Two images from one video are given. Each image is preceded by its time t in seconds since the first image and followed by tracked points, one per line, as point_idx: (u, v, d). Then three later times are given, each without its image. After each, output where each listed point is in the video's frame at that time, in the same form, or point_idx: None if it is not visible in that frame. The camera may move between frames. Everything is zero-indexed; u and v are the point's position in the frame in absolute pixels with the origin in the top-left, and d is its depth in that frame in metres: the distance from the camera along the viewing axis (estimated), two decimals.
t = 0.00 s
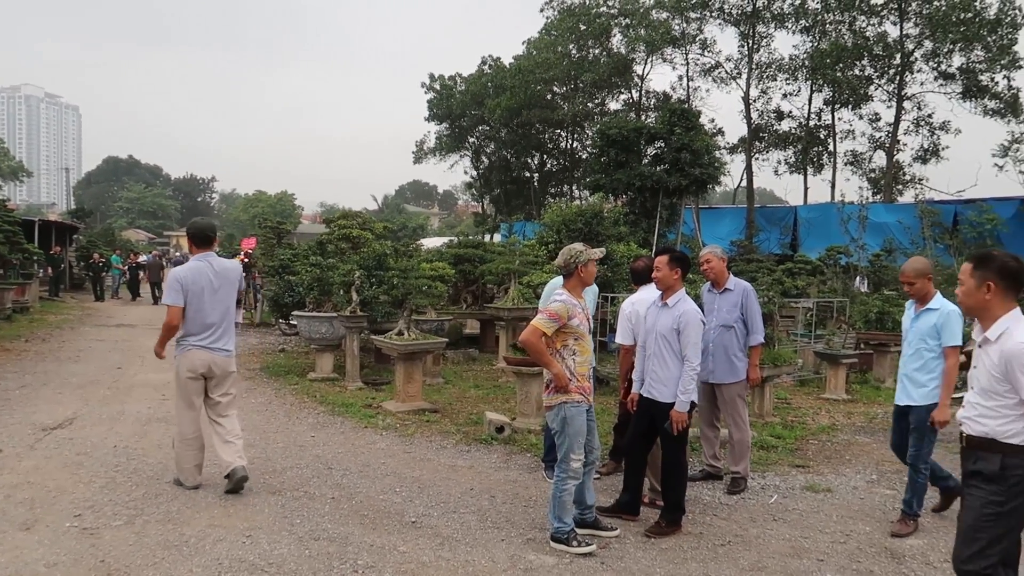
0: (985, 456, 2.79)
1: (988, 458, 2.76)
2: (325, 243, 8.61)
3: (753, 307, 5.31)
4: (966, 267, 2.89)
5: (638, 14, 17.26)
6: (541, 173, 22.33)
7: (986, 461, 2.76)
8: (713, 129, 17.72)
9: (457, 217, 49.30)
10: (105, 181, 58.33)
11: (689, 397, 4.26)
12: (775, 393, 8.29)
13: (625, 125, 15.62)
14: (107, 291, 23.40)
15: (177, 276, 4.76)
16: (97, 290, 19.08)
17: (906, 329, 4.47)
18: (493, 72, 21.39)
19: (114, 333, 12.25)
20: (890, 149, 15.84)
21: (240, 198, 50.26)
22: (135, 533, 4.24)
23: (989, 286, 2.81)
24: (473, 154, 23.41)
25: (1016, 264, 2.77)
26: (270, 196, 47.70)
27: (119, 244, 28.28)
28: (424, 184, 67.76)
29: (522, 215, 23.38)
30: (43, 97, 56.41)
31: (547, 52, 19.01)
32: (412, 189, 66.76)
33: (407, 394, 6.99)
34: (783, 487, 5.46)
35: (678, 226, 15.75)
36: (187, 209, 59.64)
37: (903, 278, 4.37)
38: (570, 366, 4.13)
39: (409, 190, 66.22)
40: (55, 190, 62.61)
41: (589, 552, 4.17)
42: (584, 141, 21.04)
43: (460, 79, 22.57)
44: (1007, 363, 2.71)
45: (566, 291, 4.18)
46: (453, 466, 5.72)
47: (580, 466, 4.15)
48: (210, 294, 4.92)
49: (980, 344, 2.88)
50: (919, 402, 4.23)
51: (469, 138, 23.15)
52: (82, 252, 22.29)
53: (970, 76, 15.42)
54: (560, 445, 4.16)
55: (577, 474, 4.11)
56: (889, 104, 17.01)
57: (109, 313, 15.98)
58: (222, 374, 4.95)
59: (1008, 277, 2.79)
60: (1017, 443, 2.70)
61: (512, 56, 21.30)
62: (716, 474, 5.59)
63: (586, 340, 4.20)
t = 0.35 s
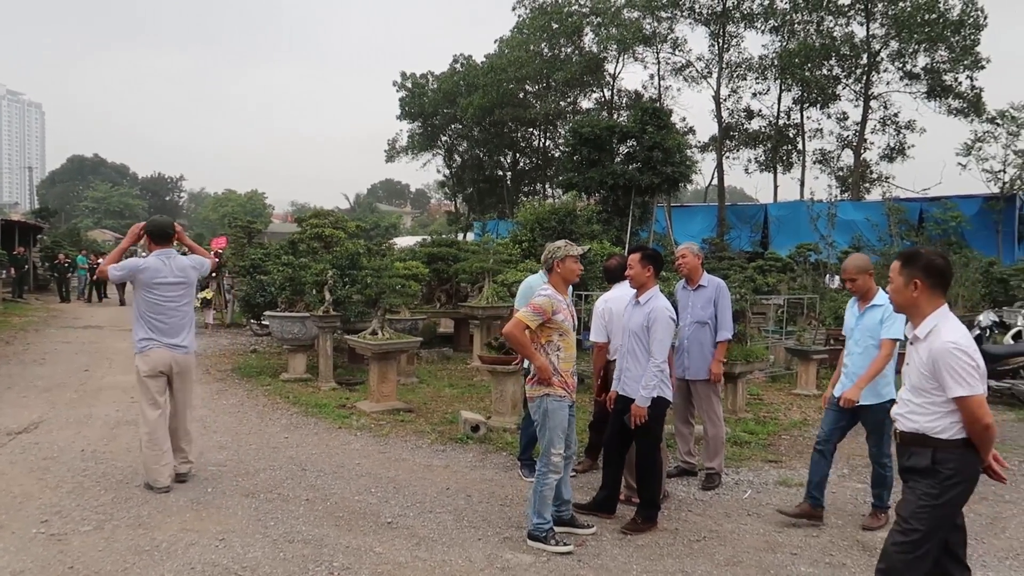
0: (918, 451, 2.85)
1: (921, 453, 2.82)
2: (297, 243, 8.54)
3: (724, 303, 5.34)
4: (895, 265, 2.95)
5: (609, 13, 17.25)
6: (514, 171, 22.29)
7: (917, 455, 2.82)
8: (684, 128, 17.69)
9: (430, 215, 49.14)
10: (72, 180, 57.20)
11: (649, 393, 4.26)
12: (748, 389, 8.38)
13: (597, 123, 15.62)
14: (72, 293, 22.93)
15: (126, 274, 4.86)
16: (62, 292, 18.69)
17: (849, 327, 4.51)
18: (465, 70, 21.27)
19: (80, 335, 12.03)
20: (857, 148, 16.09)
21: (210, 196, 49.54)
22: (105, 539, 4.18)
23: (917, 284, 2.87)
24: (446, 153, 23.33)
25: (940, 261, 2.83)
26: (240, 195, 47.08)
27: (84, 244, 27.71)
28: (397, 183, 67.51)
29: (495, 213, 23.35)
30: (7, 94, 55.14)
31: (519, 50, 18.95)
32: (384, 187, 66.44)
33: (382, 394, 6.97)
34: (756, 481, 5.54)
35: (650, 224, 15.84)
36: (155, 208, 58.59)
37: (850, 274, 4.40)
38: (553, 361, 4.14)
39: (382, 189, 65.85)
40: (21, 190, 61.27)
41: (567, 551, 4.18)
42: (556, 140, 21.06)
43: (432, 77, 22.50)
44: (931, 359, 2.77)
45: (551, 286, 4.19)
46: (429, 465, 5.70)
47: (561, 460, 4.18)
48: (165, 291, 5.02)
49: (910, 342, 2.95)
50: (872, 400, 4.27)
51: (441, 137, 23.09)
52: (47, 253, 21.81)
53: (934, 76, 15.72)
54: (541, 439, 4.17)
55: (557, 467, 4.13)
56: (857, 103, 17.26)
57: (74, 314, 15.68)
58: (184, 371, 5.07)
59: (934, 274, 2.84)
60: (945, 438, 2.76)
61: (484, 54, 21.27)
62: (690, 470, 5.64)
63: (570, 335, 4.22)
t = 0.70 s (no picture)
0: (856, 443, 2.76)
1: (857, 446, 2.72)
2: (279, 241, 8.49)
3: (708, 299, 5.36)
4: (840, 255, 2.86)
5: (591, 11, 17.30)
6: (496, 169, 22.25)
7: (853, 448, 2.73)
8: (666, 125, 17.71)
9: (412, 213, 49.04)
10: (48, 179, 56.42)
11: (643, 390, 4.30)
12: (731, 385, 8.43)
13: (579, 120, 15.59)
14: (50, 293, 22.63)
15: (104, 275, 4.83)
16: (39, 291, 18.46)
17: (787, 325, 4.45)
18: (447, 67, 21.42)
19: (59, 334, 11.89)
20: (836, 145, 16.23)
21: (190, 194, 49.05)
22: (84, 541, 4.13)
23: (861, 275, 2.78)
24: (428, 150, 23.26)
25: (886, 252, 2.75)
26: (220, 193, 46.67)
27: (62, 243, 27.37)
28: (379, 181, 67.31)
29: (478, 211, 23.33)
30: None
31: (501, 47, 18.86)
32: (366, 185, 66.18)
33: (364, 392, 6.95)
34: (739, 477, 5.58)
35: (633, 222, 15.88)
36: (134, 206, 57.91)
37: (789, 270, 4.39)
38: (544, 358, 4.16)
39: (364, 187, 65.58)
40: None
41: (552, 549, 4.18)
42: (538, 138, 21.05)
43: (414, 75, 22.45)
44: (875, 352, 2.69)
45: (541, 283, 4.21)
46: (413, 464, 5.68)
47: (546, 457, 4.18)
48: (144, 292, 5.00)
49: (852, 333, 2.86)
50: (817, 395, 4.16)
51: (423, 134, 23.04)
52: (24, 252, 21.52)
53: (912, 74, 15.88)
54: (528, 435, 4.18)
55: (542, 464, 4.13)
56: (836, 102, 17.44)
57: (52, 314, 15.49)
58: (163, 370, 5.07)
59: (878, 265, 2.76)
60: (885, 431, 2.67)
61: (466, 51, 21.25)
62: (674, 467, 5.66)
63: (561, 332, 4.24)
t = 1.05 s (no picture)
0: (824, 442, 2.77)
1: (825, 446, 2.74)
2: (261, 239, 8.43)
3: (693, 297, 5.39)
4: (789, 257, 2.93)
5: (574, 9, 17.33)
6: (480, 167, 22.24)
7: (822, 448, 2.75)
8: (649, 123, 17.79)
9: (396, 211, 48.91)
10: (26, 177, 55.61)
11: (639, 383, 4.38)
12: (715, 382, 8.49)
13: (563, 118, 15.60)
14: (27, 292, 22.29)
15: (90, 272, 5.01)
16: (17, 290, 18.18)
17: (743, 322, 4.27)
18: (431, 64, 21.37)
19: (37, 333, 11.73)
20: (818, 144, 16.35)
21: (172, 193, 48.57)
22: (64, 543, 4.08)
23: (811, 275, 2.84)
24: (412, 148, 23.17)
25: (832, 252, 2.82)
26: (201, 191, 46.28)
27: (39, 242, 26.97)
28: (362, 179, 67.08)
29: (462, 209, 23.30)
30: None
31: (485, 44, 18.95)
32: (349, 184, 65.89)
33: (349, 391, 6.92)
34: (723, 473, 5.62)
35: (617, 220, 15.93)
36: (114, 204, 57.22)
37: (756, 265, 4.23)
38: (530, 356, 4.16)
39: (347, 185, 65.28)
40: None
41: (537, 546, 4.19)
42: (522, 136, 21.07)
43: (398, 72, 22.36)
44: (835, 351, 2.73)
45: (529, 282, 4.21)
46: (397, 463, 5.67)
47: (532, 455, 4.18)
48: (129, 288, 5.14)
49: (809, 334, 2.91)
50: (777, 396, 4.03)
51: (407, 131, 22.96)
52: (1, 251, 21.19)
53: (893, 73, 16.04)
54: (513, 433, 4.18)
55: (528, 462, 4.14)
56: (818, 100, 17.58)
57: (29, 313, 15.28)
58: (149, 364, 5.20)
59: (827, 265, 2.83)
60: (850, 429, 2.70)
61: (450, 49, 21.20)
62: (658, 464, 5.69)
63: (547, 331, 4.24)
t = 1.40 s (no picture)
0: (779, 441, 2.77)
1: (781, 446, 2.74)
2: (247, 237, 8.39)
3: (682, 295, 5.40)
4: (744, 256, 2.91)
5: (561, 6, 17.35)
6: (468, 164, 22.23)
7: (778, 448, 2.74)
8: (636, 121, 17.83)
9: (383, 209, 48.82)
10: (8, 174, 54.97)
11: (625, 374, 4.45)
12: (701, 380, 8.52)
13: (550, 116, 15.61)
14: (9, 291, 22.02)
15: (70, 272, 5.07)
16: None
17: (707, 326, 4.12)
18: (417, 62, 21.31)
19: (20, 332, 11.61)
20: (804, 142, 16.44)
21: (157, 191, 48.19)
22: (47, 543, 4.04)
23: (766, 275, 2.83)
24: (399, 145, 23.11)
25: (786, 251, 2.82)
26: (186, 188, 45.96)
27: (22, 240, 26.65)
28: (350, 177, 66.89)
29: (450, 206, 23.28)
30: None
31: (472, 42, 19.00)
32: (337, 182, 65.65)
33: (336, 389, 6.90)
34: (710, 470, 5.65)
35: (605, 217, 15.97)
36: (98, 202, 56.72)
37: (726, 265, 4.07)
38: (520, 355, 4.15)
39: (334, 183, 65.05)
40: None
41: (525, 544, 4.19)
42: (510, 133, 21.08)
43: (385, 69, 22.27)
44: (792, 349, 2.73)
45: (518, 281, 4.19)
46: (385, 461, 5.65)
47: (519, 453, 4.19)
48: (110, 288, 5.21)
49: (763, 333, 2.90)
50: (737, 406, 3.78)
51: (395, 129, 22.88)
52: None
53: (877, 72, 16.15)
54: (501, 431, 4.18)
55: (515, 460, 4.15)
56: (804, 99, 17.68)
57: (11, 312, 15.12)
58: (131, 362, 5.28)
59: (781, 263, 2.82)
60: (806, 427, 2.70)
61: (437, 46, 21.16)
62: (645, 461, 5.71)
63: (535, 329, 4.24)
